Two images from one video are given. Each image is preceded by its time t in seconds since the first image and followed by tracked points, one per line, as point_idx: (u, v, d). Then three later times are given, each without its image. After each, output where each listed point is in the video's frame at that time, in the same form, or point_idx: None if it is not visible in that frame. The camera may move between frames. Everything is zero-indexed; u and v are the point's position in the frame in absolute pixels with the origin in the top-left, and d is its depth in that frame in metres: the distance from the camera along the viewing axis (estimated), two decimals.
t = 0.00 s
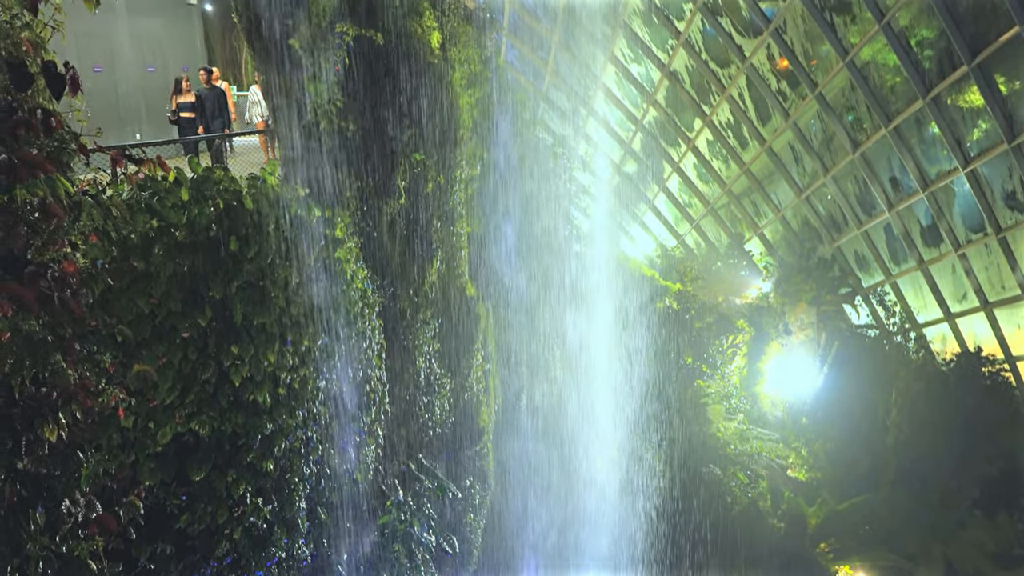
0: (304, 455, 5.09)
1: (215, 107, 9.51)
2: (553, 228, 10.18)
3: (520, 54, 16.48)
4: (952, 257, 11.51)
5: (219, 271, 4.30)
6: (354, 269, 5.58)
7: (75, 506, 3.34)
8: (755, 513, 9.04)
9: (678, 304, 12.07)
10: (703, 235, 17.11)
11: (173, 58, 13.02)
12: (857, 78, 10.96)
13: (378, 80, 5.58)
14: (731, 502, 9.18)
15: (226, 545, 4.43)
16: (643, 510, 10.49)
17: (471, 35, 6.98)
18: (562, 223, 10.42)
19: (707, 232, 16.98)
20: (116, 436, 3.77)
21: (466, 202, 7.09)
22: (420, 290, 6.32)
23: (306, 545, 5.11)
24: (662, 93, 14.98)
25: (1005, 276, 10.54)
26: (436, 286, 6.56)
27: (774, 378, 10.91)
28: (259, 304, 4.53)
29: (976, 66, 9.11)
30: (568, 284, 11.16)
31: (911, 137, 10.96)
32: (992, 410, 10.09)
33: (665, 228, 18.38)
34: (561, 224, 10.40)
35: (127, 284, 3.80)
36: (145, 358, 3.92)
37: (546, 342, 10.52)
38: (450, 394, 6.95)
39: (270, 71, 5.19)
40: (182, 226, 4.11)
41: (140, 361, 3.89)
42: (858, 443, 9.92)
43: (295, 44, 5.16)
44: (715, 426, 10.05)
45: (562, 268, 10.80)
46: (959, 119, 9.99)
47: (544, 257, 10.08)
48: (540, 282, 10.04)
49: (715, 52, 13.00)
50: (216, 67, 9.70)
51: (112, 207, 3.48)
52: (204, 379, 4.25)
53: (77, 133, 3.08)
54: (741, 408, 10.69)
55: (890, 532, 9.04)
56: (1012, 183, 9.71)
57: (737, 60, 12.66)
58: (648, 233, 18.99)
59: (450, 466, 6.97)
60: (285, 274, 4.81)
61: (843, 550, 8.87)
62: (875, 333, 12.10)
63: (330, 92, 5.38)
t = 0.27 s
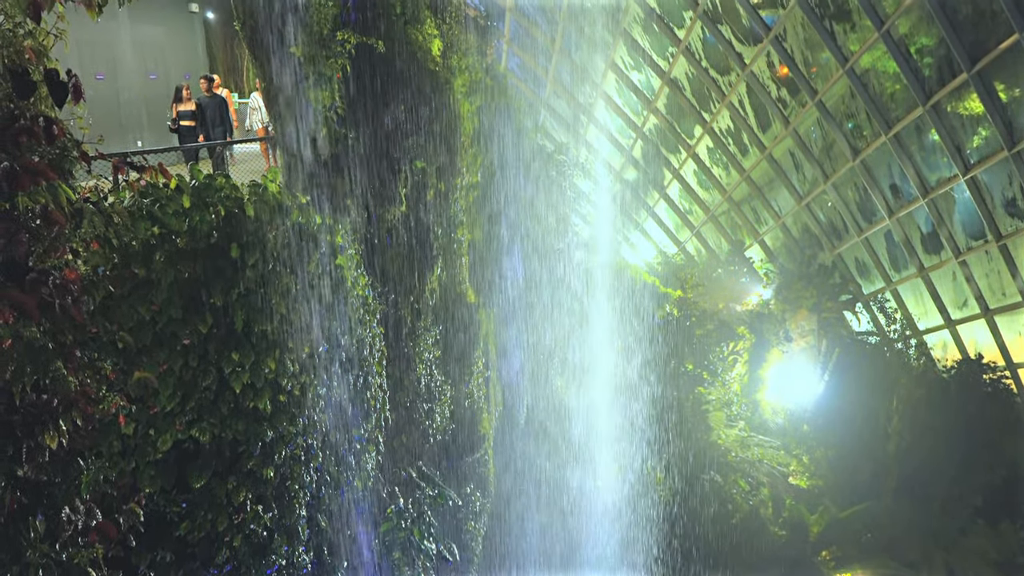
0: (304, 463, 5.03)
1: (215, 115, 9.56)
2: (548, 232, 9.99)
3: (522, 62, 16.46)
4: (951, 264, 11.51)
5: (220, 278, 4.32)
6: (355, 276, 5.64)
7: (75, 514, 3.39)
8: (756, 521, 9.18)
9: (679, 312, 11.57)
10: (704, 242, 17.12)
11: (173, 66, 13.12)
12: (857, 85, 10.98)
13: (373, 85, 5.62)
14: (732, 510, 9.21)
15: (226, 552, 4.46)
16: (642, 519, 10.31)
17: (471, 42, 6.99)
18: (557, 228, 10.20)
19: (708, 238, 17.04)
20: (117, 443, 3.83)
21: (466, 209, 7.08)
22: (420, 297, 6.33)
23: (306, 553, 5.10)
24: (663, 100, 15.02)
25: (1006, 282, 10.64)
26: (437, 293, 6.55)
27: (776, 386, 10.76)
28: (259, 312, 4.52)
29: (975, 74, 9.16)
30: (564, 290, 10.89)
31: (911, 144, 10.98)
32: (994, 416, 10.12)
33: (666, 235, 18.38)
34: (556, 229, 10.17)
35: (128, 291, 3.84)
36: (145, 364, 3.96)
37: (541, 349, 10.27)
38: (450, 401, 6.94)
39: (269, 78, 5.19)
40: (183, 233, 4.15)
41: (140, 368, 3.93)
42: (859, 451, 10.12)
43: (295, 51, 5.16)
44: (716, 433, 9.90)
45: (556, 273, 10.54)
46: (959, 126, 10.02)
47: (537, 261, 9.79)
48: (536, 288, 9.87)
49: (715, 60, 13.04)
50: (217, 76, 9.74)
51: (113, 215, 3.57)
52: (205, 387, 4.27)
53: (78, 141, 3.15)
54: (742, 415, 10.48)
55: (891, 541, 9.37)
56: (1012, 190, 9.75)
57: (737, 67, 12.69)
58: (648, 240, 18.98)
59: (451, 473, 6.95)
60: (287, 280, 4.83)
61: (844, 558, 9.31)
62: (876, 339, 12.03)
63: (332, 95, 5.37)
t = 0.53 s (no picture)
0: (304, 471, 5.02)
1: (215, 123, 9.58)
2: (550, 239, 10.08)
3: (523, 71, 16.50)
4: (952, 271, 11.51)
5: (220, 286, 4.36)
6: (355, 283, 5.79)
7: (75, 522, 3.40)
8: (757, 527, 9.17)
9: (681, 318, 11.07)
10: (704, 249, 17.07)
11: (176, 74, 13.15)
12: (857, 93, 11.03)
13: (379, 88, 5.61)
14: (732, 518, 9.25)
15: (225, 560, 4.53)
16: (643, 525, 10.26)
17: (472, 51, 7.01)
18: (557, 234, 10.30)
19: (708, 245, 16.93)
20: (116, 451, 3.87)
21: (466, 216, 7.05)
22: (420, 303, 6.24)
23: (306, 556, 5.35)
24: (663, 108, 15.08)
25: (1006, 289, 10.59)
26: (438, 300, 6.51)
27: (776, 392, 10.62)
28: (259, 319, 4.58)
29: (974, 81, 9.20)
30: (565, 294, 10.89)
31: (911, 152, 11.00)
32: (996, 421, 10.19)
33: (666, 242, 18.35)
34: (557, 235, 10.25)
35: (129, 299, 3.89)
36: (145, 372, 4.00)
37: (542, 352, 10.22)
38: (451, 409, 6.92)
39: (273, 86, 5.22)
40: (184, 240, 4.18)
41: (141, 375, 3.98)
42: (859, 459, 9.93)
43: (298, 60, 5.19)
44: (717, 441, 9.81)
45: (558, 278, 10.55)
46: (959, 134, 10.04)
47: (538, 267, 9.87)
48: (539, 293, 9.95)
49: (716, 67, 13.10)
50: (218, 84, 9.78)
51: (114, 221, 3.51)
52: (205, 395, 4.34)
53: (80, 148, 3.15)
54: (742, 422, 10.44)
55: (892, 548, 9.23)
56: (1012, 198, 9.75)
57: (737, 75, 12.77)
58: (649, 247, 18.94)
59: (451, 480, 6.88)
60: (287, 287, 4.82)
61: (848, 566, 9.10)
62: (877, 346, 11.96)
63: (334, 105, 5.44)
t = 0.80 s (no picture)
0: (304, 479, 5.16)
1: (214, 131, 9.62)
2: (552, 247, 10.17)
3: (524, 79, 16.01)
4: (952, 278, 11.50)
5: (220, 293, 4.39)
6: (356, 291, 5.84)
7: (75, 530, 3.47)
8: (760, 534, 9.13)
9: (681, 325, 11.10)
10: (704, 256, 17.07)
11: (177, 82, 13.20)
12: (857, 100, 11.07)
13: (382, 90, 5.64)
14: (734, 525, 9.19)
15: (226, 567, 4.54)
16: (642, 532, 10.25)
17: (473, 60, 7.04)
18: (559, 242, 10.40)
19: (708, 252, 16.95)
20: (117, 459, 3.87)
21: (467, 224, 7.04)
22: (421, 312, 6.25)
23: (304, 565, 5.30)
24: (663, 116, 15.13)
25: (1007, 295, 10.59)
26: (438, 308, 6.48)
27: (778, 399, 10.57)
28: (260, 327, 4.57)
29: (973, 89, 9.25)
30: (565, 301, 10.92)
31: (911, 159, 11.02)
32: (996, 428, 10.13)
33: (666, 249, 18.35)
34: (558, 243, 10.35)
35: (130, 307, 3.93)
36: (146, 380, 4.03)
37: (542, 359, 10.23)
38: (451, 417, 6.90)
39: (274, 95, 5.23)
40: (184, 248, 4.24)
41: (142, 384, 4.01)
42: (861, 465, 9.83)
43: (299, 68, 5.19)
44: (719, 448, 9.88)
45: (559, 284, 10.62)
46: (959, 141, 10.07)
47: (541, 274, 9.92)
48: (540, 300, 9.98)
49: (716, 75, 13.15)
50: (218, 93, 9.82)
51: (116, 230, 3.60)
52: (206, 403, 4.34)
53: (82, 157, 3.17)
54: (744, 429, 10.45)
55: (894, 556, 9.14)
56: (1013, 205, 9.77)
57: (737, 83, 12.81)
58: (649, 254, 18.94)
59: (451, 489, 6.85)
60: (287, 295, 4.85)
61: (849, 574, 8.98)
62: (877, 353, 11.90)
63: (334, 114, 5.48)
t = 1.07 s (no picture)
0: (305, 488, 5.02)
1: (214, 139, 9.65)
2: (553, 254, 10.18)
3: (524, 86, 15.98)
4: (952, 284, 11.49)
5: (221, 300, 4.40)
6: (356, 299, 5.62)
7: (75, 539, 3.46)
8: (760, 540, 9.08)
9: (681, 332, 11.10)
10: (704, 263, 17.09)
11: (178, 90, 13.23)
12: (856, 107, 11.11)
13: (387, 115, 5.79)
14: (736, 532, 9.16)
15: None
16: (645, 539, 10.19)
17: (473, 68, 7.08)
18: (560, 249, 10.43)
19: (709, 259, 16.98)
20: (117, 467, 3.93)
21: (467, 231, 7.05)
22: (422, 319, 6.31)
23: None
24: (663, 123, 15.18)
25: (1007, 301, 10.51)
26: (438, 317, 6.51)
27: (778, 406, 10.68)
28: (262, 334, 4.56)
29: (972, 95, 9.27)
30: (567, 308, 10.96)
31: (911, 165, 11.04)
32: (996, 433, 9.88)
33: (666, 256, 18.37)
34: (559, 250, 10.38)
35: (131, 316, 4.01)
36: (146, 390, 4.10)
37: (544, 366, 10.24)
38: (452, 424, 6.90)
39: (274, 105, 5.25)
40: (185, 257, 4.27)
41: (142, 393, 4.08)
42: (862, 472, 9.77)
43: (300, 77, 5.22)
44: (720, 454, 9.90)
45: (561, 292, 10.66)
46: (958, 148, 10.09)
47: (543, 281, 9.94)
48: (541, 306, 10.01)
49: (715, 82, 13.20)
50: (218, 102, 9.86)
51: (116, 239, 3.69)
52: (207, 411, 4.37)
53: (83, 165, 3.18)
54: (745, 436, 10.51)
55: (895, 562, 8.96)
56: (1012, 212, 9.77)
57: (736, 90, 12.86)
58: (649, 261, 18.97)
59: (450, 496, 6.84)
60: (293, 303, 4.90)
61: None
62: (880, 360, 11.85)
63: (335, 123, 5.50)
